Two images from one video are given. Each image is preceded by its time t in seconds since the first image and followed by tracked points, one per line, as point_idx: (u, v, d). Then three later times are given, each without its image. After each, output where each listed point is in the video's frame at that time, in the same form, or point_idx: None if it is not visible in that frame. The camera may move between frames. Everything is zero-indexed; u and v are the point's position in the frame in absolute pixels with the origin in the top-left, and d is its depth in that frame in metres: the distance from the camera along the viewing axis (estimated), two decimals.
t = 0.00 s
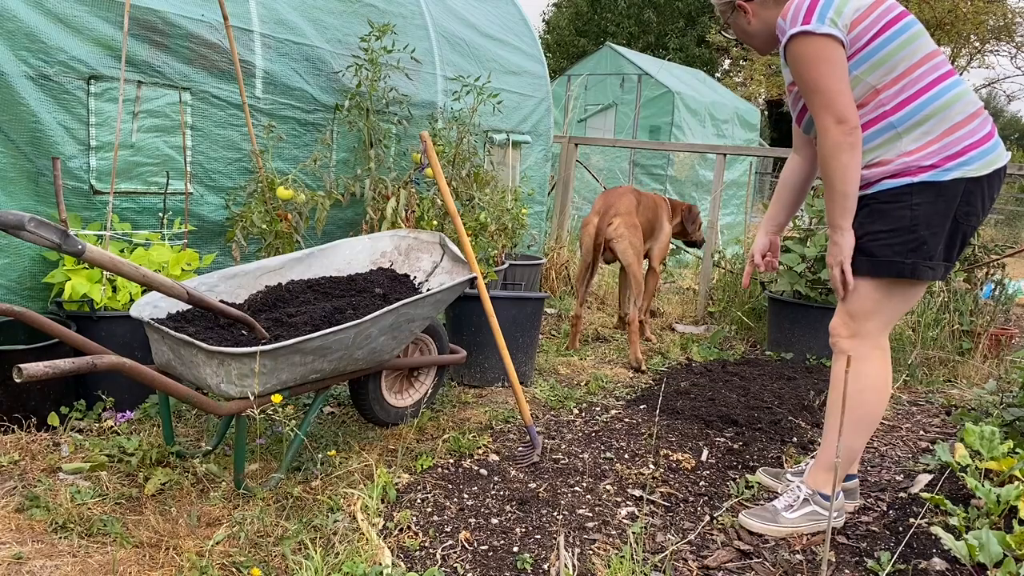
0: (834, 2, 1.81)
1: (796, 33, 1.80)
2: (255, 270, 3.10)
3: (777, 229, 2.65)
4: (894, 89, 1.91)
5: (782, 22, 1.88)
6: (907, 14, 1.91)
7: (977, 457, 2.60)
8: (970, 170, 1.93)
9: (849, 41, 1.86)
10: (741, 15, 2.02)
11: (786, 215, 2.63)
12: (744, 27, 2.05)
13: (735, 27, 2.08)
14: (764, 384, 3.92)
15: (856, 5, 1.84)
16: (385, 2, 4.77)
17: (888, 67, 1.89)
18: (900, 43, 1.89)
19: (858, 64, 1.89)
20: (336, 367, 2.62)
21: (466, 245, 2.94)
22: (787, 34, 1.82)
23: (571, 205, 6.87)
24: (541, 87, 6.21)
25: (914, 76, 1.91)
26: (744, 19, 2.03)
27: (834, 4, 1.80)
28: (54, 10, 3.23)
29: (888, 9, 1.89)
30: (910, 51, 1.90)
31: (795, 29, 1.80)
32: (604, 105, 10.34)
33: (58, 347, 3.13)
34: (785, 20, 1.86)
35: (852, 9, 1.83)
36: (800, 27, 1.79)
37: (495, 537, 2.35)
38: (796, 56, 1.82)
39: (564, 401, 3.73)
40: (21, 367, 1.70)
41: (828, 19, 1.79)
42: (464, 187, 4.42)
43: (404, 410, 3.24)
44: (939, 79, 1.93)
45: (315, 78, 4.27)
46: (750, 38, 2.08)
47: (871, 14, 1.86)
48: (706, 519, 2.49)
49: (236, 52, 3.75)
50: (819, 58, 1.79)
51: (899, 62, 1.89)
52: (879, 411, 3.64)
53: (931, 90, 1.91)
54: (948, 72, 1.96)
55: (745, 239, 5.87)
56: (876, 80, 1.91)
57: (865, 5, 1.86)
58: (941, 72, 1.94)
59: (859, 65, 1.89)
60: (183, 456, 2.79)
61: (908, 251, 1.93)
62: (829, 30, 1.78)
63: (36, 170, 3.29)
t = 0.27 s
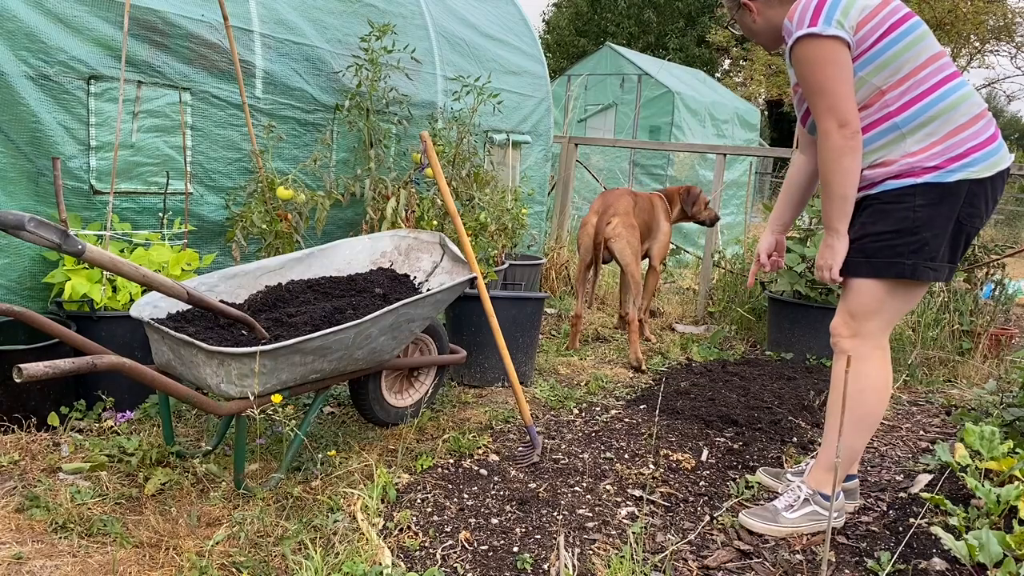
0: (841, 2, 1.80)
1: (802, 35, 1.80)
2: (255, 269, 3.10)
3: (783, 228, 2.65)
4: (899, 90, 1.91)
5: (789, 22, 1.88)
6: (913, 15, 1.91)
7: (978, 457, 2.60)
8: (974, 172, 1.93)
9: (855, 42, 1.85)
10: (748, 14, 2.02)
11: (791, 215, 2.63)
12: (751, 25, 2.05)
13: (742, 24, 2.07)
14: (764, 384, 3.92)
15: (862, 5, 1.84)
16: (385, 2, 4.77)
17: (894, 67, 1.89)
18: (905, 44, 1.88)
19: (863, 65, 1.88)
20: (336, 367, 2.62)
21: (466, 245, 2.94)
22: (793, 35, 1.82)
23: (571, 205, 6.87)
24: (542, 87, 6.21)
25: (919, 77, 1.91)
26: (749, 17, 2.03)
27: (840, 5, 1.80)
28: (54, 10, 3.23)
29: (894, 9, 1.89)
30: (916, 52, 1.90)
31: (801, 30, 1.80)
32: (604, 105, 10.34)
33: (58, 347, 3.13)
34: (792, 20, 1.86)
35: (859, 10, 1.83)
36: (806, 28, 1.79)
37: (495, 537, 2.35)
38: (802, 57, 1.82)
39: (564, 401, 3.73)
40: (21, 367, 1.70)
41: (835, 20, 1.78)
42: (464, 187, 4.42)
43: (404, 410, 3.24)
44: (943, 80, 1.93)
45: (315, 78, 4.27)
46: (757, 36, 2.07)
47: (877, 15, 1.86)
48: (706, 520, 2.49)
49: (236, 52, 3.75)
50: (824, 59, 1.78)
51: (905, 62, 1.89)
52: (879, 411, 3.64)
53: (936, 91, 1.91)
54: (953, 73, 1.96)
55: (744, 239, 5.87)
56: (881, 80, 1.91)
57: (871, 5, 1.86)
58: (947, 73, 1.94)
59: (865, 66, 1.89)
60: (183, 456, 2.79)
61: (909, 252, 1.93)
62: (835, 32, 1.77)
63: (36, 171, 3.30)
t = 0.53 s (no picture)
0: (843, 2, 1.79)
1: (803, 35, 1.79)
2: (256, 269, 3.10)
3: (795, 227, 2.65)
4: (900, 89, 1.91)
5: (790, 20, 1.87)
6: (914, 15, 1.91)
7: (977, 457, 2.61)
8: (973, 173, 1.93)
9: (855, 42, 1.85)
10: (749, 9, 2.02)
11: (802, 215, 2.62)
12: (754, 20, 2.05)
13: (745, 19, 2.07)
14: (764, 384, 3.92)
15: (864, 5, 1.83)
16: (385, 2, 4.77)
17: (895, 67, 1.89)
18: (907, 43, 1.88)
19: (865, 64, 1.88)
20: (336, 367, 2.62)
21: (466, 245, 2.94)
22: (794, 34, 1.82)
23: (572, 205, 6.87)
24: (541, 87, 6.21)
25: (920, 76, 1.91)
26: (753, 14, 2.03)
27: (842, 4, 1.79)
28: (54, 10, 3.23)
29: (896, 9, 1.88)
30: (917, 52, 1.90)
31: (801, 30, 1.80)
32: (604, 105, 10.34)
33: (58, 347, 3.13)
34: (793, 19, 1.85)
35: (860, 9, 1.83)
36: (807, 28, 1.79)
37: (495, 537, 2.35)
38: (801, 57, 1.81)
39: (564, 401, 3.73)
40: (21, 367, 1.70)
41: (836, 20, 1.78)
42: (464, 187, 4.42)
43: (404, 410, 3.24)
44: (944, 80, 1.93)
45: (315, 78, 4.27)
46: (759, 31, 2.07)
47: (878, 15, 1.86)
48: (706, 520, 2.49)
49: (236, 52, 3.75)
50: (823, 60, 1.78)
51: (905, 62, 1.89)
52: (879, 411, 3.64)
53: (937, 91, 1.91)
54: (954, 73, 1.96)
55: (744, 239, 5.87)
56: (882, 80, 1.91)
57: (873, 5, 1.85)
58: (947, 73, 1.94)
59: (865, 64, 1.89)
60: (183, 456, 2.79)
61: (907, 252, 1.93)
62: (835, 32, 1.77)
63: (36, 171, 3.30)
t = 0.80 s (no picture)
0: None
1: (809, 28, 1.79)
2: (256, 269, 3.10)
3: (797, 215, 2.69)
4: (903, 87, 1.91)
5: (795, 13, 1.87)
6: (918, 14, 1.91)
7: (977, 457, 2.60)
8: (973, 174, 1.93)
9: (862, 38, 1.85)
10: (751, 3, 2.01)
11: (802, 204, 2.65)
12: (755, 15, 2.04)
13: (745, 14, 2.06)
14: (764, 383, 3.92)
15: (870, 1, 1.83)
16: (385, 2, 4.77)
17: (898, 65, 1.89)
18: (911, 42, 1.88)
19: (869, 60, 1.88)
20: (336, 367, 2.62)
21: (466, 245, 2.94)
22: (800, 27, 1.81)
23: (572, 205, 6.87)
24: (542, 87, 6.21)
25: (923, 75, 1.91)
26: (755, 9, 2.02)
27: None
28: (54, 10, 3.23)
29: (901, 7, 1.88)
30: (921, 51, 1.90)
31: (807, 22, 1.79)
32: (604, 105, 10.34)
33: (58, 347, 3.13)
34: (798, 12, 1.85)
35: (867, 5, 1.82)
36: (814, 21, 1.78)
37: (495, 537, 2.35)
38: (807, 50, 1.81)
39: (564, 401, 3.73)
40: (21, 367, 1.70)
41: (843, 14, 1.77)
42: (464, 187, 4.42)
43: (404, 410, 3.24)
44: (946, 81, 1.93)
45: (315, 78, 4.27)
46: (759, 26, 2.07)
47: (884, 12, 1.86)
48: (706, 520, 2.49)
49: (236, 52, 3.76)
50: (828, 54, 1.78)
51: (909, 61, 1.89)
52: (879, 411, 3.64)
53: (939, 92, 1.91)
54: (956, 74, 1.96)
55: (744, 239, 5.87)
56: (885, 77, 1.90)
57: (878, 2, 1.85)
58: (950, 74, 1.94)
59: (869, 60, 1.88)
60: (183, 456, 2.79)
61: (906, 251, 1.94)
62: (841, 26, 1.76)
63: (36, 171, 3.29)
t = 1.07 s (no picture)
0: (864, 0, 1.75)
1: (827, 33, 1.73)
2: (255, 270, 3.10)
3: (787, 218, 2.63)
4: (916, 85, 1.89)
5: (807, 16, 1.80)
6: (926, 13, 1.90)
7: (977, 457, 2.61)
8: (981, 174, 1.94)
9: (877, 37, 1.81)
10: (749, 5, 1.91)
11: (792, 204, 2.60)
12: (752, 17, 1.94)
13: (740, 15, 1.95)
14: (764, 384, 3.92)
15: None
16: (385, 2, 4.77)
17: (911, 64, 1.87)
18: (922, 42, 1.87)
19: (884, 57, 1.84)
20: (336, 367, 2.62)
21: (466, 245, 2.94)
22: (819, 31, 1.74)
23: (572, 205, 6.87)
24: (542, 87, 6.21)
25: (933, 74, 1.89)
26: (752, 7, 1.91)
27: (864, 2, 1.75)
28: (55, 10, 3.23)
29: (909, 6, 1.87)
30: (931, 50, 1.89)
31: (826, 27, 1.73)
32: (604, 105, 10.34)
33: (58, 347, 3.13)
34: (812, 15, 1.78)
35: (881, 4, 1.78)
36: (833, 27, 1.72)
37: (495, 537, 2.34)
38: (824, 55, 1.75)
39: (564, 401, 3.73)
40: (20, 367, 1.70)
41: (859, 17, 1.73)
42: (464, 187, 4.42)
43: (404, 410, 3.24)
44: (954, 80, 1.93)
45: (315, 78, 4.27)
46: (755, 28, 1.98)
47: (896, 12, 1.84)
48: (706, 520, 2.49)
49: (236, 52, 3.76)
50: (848, 60, 1.73)
51: (921, 60, 1.87)
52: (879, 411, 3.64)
53: (948, 91, 1.91)
54: (961, 75, 1.96)
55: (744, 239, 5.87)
56: (899, 75, 1.87)
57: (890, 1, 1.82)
58: (957, 74, 1.94)
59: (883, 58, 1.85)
60: (183, 456, 2.79)
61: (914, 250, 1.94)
62: (860, 31, 1.72)
63: (36, 171, 3.29)
